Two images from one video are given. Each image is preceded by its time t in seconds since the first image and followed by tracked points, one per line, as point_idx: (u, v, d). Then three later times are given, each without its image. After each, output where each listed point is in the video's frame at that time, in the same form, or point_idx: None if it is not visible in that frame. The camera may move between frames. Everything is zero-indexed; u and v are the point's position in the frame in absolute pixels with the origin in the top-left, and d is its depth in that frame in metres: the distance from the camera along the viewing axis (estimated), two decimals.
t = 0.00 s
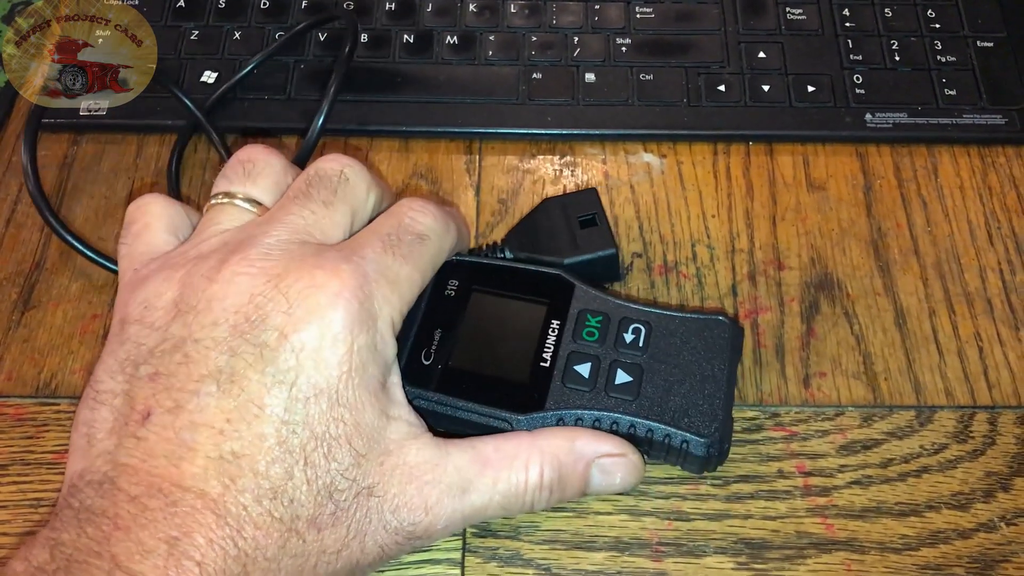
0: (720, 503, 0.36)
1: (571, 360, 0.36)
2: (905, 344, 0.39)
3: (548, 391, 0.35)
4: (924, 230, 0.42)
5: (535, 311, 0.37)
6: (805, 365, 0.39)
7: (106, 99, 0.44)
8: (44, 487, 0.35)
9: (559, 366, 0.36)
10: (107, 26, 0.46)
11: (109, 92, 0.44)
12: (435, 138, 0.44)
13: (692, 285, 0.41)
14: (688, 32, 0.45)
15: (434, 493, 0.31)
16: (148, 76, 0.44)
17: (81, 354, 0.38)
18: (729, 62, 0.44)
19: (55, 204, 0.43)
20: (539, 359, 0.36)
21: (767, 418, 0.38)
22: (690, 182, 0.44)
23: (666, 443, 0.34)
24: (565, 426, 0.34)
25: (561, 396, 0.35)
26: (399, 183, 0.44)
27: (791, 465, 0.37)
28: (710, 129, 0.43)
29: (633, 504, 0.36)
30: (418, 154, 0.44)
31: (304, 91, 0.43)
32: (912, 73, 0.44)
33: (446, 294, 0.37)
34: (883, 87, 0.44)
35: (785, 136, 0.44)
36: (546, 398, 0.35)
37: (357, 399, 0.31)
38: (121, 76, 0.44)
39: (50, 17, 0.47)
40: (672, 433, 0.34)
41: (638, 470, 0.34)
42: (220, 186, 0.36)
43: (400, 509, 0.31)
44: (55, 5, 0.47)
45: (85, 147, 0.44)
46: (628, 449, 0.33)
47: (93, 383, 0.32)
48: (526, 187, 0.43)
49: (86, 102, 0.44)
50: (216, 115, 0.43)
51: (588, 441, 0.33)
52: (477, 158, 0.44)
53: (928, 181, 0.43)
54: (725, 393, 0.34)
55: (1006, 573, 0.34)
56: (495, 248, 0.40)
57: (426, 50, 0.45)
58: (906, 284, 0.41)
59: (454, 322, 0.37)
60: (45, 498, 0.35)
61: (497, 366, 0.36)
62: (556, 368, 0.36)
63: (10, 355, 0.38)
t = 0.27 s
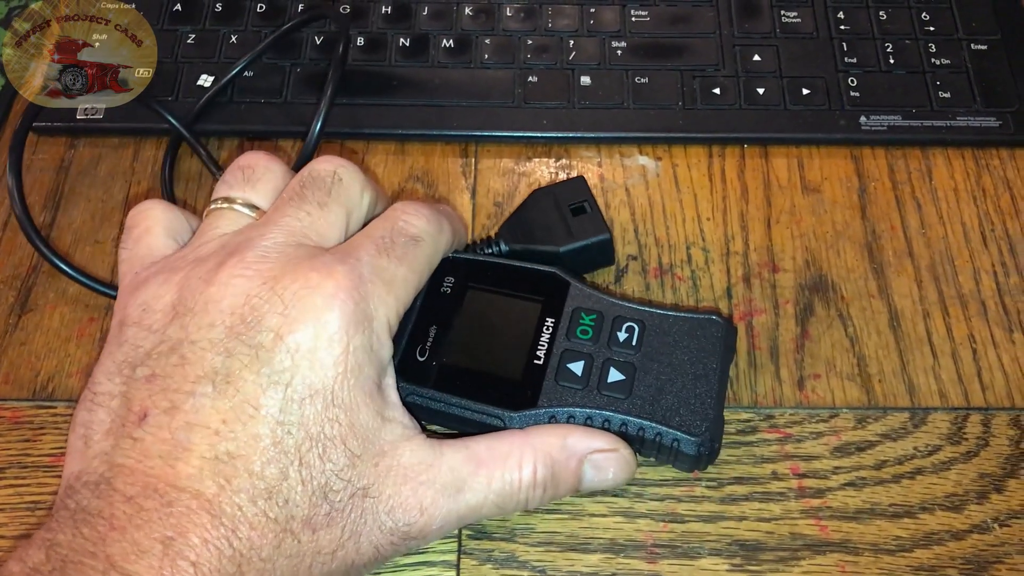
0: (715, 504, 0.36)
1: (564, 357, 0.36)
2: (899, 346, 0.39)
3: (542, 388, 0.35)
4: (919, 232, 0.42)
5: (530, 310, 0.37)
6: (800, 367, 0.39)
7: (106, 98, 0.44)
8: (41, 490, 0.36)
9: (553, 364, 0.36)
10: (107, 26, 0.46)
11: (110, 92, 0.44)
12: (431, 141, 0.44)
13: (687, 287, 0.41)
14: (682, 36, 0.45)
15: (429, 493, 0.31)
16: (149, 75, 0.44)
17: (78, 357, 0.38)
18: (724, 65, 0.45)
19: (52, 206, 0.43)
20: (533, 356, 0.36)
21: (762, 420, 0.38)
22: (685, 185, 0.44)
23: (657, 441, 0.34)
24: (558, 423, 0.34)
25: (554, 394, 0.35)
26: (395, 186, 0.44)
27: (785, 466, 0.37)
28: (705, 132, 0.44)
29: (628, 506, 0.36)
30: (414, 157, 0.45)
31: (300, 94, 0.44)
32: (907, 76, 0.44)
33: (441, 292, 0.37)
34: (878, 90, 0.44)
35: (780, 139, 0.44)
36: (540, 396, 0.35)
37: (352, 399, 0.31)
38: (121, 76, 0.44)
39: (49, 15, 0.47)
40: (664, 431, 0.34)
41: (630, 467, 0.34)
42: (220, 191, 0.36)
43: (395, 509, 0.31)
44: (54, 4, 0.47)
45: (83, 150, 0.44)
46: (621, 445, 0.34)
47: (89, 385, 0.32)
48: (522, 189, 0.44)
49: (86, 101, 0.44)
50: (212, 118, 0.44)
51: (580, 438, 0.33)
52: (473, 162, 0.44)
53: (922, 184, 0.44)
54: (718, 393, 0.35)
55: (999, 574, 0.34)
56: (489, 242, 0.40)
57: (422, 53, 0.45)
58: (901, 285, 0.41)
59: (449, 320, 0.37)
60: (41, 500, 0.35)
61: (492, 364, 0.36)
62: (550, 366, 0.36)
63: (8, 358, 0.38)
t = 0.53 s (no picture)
0: (718, 506, 0.36)
1: (565, 359, 0.36)
2: (902, 347, 0.39)
3: (544, 390, 0.35)
4: (921, 233, 0.42)
5: (530, 312, 0.37)
6: (802, 368, 0.39)
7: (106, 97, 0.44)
8: (43, 494, 0.36)
9: (554, 366, 0.36)
10: (107, 25, 0.46)
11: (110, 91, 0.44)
12: (432, 143, 0.44)
13: (690, 288, 0.41)
14: (684, 37, 0.45)
15: (432, 497, 0.31)
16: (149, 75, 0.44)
17: (80, 360, 0.38)
18: (726, 66, 0.45)
19: (54, 210, 0.43)
20: (534, 358, 0.36)
21: (765, 421, 0.38)
22: (687, 186, 0.44)
23: (660, 441, 0.34)
24: (560, 426, 0.34)
25: (556, 396, 0.35)
26: (397, 188, 0.44)
27: (788, 468, 0.37)
28: (707, 133, 0.44)
29: (631, 508, 0.36)
30: (416, 160, 0.45)
31: (301, 97, 0.44)
32: (909, 77, 0.44)
33: (441, 296, 0.37)
34: (880, 90, 0.44)
35: (782, 140, 0.44)
36: (542, 398, 0.35)
37: (353, 404, 0.31)
38: (121, 75, 0.44)
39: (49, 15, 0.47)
40: (667, 431, 0.34)
41: (632, 468, 0.34)
42: (220, 197, 0.36)
43: (398, 513, 0.31)
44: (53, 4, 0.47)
45: (83, 154, 0.44)
46: (623, 446, 0.34)
47: (91, 390, 0.32)
48: (524, 191, 0.44)
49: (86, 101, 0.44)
50: (213, 121, 0.43)
51: (582, 440, 0.33)
52: (475, 163, 0.44)
53: (924, 184, 0.43)
54: (719, 392, 0.35)
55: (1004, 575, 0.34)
56: (490, 247, 0.40)
57: (424, 55, 0.45)
58: (903, 286, 0.41)
59: (449, 324, 0.37)
60: (44, 504, 0.35)
61: (493, 367, 0.36)
62: (551, 368, 0.36)
63: (10, 362, 0.38)
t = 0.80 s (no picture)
0: (714, 512, 0.36)
1: (562, 365, 0.36)
2: (896, 352, 0.39)
3: (541, 398, 0.35)
4: (916, 239, 0.42)
5: (527, 320, 0.37)
6: (798, 375, 0.39)
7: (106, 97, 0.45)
8: (45, 502, 0.36)
9: (551, 373, 0.36)
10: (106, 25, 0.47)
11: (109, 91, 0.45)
12: (430, 151, 0.45)
13: (686, 295, 0.41)
14: (679, 45, 0.45)
15: (431, 505, 0.32)
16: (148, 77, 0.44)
17: (81, 369, 0.38)
18: (721, 73, 0.45)
19: (55, 219, 0.43)
20: (530, 366, 0.36)
21: (761, 427, 0.38)
22: (683, 193, 0.44)
23: (657, 447, 0.35)
24: (558, 432, 0.34)
25: (553, 403, 0.35)
26: (395, 196, 0.44)
27: (784, 473, 0.37)
28: (703, 140, 0.44)
29: (628, 513, 0.36)
30: (414, 167, 0.45)
31: (299, 105, 0.44)
32: (904, 84, 0.44)
33: (438, 305, 0.38)
34: (874, 97, 0.44)
35: (778, 147, 0.44)
36: (539, 405, 0.35)
37: (352, 414, 0.31)
38: (121, 76, 0.45)
39: (49, 15, 0.48)
40: (664, 437, 0.34)
41: (629, 474, 0.34)
42: (219, 208, 0.37)
43: (397, 522, 0.31)
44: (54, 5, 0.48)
45: (84, 163, 0.44)
46: (620, 453, 0.34)
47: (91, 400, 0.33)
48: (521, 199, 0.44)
49: (87, 101, 0.45)
50: (213, 131, 0.44)
51: (579, 447, 0.34)
52: (472, 171, 0.45)
53: (919, 191, 0.44)
54: (715, 398, 0.35)
55: None
56: (487, 256, 0.41)
57: (421, 63, 0.45)
58: (898, 292, 0.41)
59: (446, 332, 0.37)
60: (46, 512, 0.36)
61: (490, 375, 0.36)
62: (548, 375, 0.36)
63: (12, 370, 0.39)
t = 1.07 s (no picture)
0: (718, 515, 0.36)
1: (561, 367, 0.36)
2: (900, 353, 0.39)
3: (541, 400, 0.35)
4: (919, 239, 0.42)
5: (525, 322, 0.37)
6: (801, 376, 0.39)
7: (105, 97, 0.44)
8: (43, 508, 0.36)
9: (551, 375, 0.36)
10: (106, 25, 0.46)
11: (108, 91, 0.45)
12: (429, 153, 0.44)
13: (688, 297, 0.41)
14: (680, 45, 0.45)
15: (431, 510, 0.31)
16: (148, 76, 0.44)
17: (79, 374, 0.38)
18: (722, 73, 0.45)
19: (52, 223, 0.43)
20: (530, 368, 0.36)
21: (764, 429, 0.38)
22: (684, 194, 0.44)
23: (659, 447, 0.34)
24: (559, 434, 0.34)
25: (553, 404, 0.35)
26: (394, 198, 0.44)
27: (788, 475, 0.37)
28: (704, 141, 0.44)
29: (631, 517, 0.36)
30: (413, 169, 0.45)
31: (298, 108, 0.44)
32: (906, 83, 0.44)
33: (435, 308, 0.37)
34: (876, 97, 0.44)
35: (779, 147, 0.44)
36: (539, 408, 0.35)
37: (351, 419, 0.31)
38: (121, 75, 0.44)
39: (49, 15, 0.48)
40: (666, 437, 0.34)
41: (631, 477, 0.34)
42: (214, 213, 0.36)
43: (397, 527, 0.31)
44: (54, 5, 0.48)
45: (82, 166, 0.44)
46: (622, 455, 0.34)
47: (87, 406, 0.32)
48: (521, 201, 0.44)
49: (86, 101, 0.44)
50: (211, 133, 0.44)
51: (581, 450, 0.33)
52: (472, 173, 0.44)
53: (922, 190, 0.44)
54: (716, 398, 0.35)
55: None
56: (483, 259, 0.40)
57: (420, 65, 0.45)
58: (901, 292, 0.41)
59: (445, 335, 0.37)
60: (43, 518, 0.35)
61: (489, 378, 0.36)
62: (548, 377, 0.36)
63: (9, 375, 0.38)
